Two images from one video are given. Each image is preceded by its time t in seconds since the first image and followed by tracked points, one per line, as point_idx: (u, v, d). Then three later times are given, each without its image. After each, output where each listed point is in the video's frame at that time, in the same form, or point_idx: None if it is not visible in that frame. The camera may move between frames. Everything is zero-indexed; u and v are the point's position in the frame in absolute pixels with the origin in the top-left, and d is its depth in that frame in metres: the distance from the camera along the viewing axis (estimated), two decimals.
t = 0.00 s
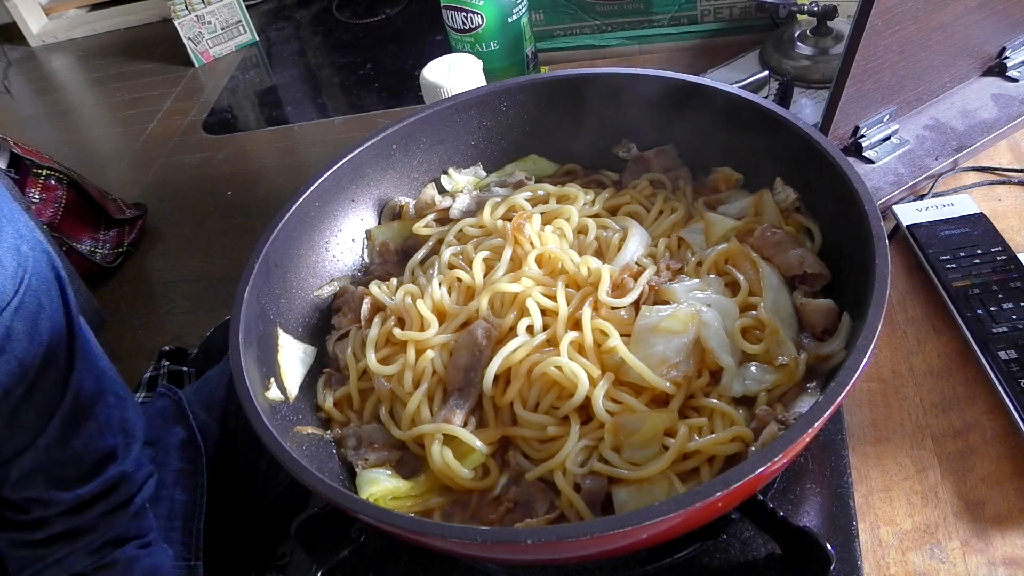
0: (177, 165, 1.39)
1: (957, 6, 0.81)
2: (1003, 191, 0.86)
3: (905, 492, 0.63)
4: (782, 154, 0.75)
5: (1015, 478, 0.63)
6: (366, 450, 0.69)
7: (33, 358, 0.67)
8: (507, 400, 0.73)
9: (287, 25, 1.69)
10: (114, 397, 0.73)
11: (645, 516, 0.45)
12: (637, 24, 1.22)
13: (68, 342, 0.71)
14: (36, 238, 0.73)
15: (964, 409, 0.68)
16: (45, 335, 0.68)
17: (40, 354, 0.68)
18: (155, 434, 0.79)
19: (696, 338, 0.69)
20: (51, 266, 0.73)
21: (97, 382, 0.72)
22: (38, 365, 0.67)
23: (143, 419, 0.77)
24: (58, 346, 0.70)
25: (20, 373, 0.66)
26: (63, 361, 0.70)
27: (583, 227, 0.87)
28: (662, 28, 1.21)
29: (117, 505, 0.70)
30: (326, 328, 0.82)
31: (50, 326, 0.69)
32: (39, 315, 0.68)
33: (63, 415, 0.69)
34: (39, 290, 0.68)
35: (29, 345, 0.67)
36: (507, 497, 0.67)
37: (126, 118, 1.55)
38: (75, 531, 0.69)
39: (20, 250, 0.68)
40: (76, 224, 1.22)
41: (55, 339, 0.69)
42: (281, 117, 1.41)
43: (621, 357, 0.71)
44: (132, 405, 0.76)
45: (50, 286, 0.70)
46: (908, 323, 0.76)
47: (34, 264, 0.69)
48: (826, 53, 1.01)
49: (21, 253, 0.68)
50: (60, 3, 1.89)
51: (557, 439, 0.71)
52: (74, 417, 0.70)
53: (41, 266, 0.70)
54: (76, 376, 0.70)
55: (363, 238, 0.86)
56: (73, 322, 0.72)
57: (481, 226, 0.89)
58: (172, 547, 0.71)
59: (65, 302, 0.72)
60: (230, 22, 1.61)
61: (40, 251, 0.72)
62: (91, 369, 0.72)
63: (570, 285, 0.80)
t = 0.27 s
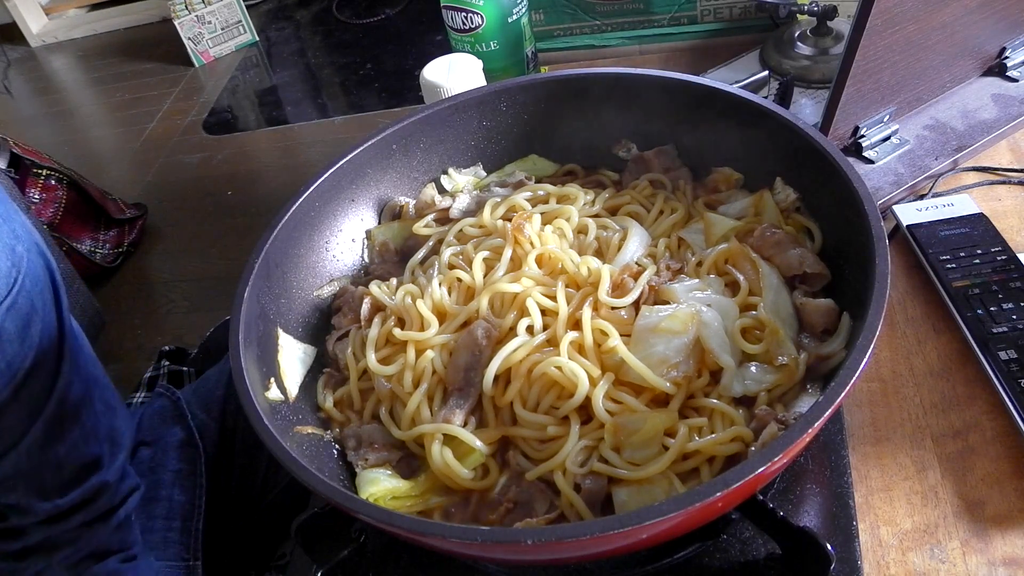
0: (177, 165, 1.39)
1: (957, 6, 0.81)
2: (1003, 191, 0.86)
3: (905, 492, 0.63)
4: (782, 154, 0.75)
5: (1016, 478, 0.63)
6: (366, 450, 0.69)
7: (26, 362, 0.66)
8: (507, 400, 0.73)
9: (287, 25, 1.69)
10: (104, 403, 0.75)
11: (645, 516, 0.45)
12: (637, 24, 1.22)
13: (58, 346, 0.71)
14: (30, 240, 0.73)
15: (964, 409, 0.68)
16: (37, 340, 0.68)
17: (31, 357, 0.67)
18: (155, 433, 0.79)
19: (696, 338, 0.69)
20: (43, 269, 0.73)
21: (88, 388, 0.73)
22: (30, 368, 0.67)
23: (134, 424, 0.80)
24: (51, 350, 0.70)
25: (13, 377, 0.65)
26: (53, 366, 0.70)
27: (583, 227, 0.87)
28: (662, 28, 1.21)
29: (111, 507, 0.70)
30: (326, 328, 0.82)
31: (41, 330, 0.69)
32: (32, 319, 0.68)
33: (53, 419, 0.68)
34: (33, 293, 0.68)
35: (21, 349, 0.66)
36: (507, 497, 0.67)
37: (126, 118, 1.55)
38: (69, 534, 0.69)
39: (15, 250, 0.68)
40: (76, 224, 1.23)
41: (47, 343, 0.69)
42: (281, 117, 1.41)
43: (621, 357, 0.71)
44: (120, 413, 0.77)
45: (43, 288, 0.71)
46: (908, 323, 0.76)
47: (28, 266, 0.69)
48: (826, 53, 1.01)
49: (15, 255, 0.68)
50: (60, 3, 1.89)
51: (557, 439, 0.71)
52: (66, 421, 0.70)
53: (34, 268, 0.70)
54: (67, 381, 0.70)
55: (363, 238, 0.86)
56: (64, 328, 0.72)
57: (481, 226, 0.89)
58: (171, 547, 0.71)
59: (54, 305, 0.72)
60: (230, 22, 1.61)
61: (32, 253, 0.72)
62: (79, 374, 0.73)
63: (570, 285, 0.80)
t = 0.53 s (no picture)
0: (177, 165, 1.39)
1: (957, 6, 0.81)
2: (1003, 191, 0.86)
3: (905, 492, 0.63)
4: (782, 154, 0.75)
5: (1016, 478, 0.63)
6: (366, 450, 0.69)
7: (26, 361, 0.67)
8: (507, 400, 0.73)
9: (287, 25, 1.69)
10: (102, 406, 0.75)
11: (645, 516, 0.45)
12: (637, 24, 1.22)
13: (58, 347, 0.71)
14: (33, 238, 0.73)
15: (964, 409, 0.68)
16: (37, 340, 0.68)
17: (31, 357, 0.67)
18: (157, 432, 0.79)
19: (696, 338, 0.70)
20: (46, 268, 0.73)
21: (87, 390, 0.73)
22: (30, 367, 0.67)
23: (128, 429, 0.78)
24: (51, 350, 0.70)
25: (13, 376, 0.65)
26: (52, 366, 0.70)
27: (583, 227, 0.87)
28: (662, 28, 1.21)
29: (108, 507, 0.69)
30: (326, 328, 0.82)
31: (41, 331, 0.69)
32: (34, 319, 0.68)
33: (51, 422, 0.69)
34: (34, 293, 0.68)
35: (21, 348, 0.66)
36: (507, 497, 0.67)
37: (126, 118, 1.55)
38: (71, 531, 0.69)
39: (17, 249, 0.69)
40: (76, 224, 1.23)
41: (47, 343, 0.70)
42: (281, 117, 1.41)
43: (621, 357, 0.71)
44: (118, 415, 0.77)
45: (44, 288, 0.71)
46: (908, 323, 0.76)
47: (30, 265, 0.70)
48: (826, 53, 1.01)
49: (18, 253, 0.68)
50: (60, 3, 1.89)
51: (557, 439, 0.71)
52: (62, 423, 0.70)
53: (36, 268, 0.71)
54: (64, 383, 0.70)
55: (363, 238, 0.86)
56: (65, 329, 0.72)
57: (481, 226, 0.89)
58: (172, 545, 0.70)
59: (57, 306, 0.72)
60: (230, 22, 1.61)
61: (35, 252, 0.72)
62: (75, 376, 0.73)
63: (570, 285, 0.80)
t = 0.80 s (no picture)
0: (177, 165, 1.39)
1: (958, 6, 0.81)
2: (1004, 191, 0.86)
3: (905, 492, 0.63)
4: (782, 154, 0.75)
5: (1016, 478, 0.63)
6: (366, 450, 0.69)
7: (29, 360, 0.67)
8: (507, 400, 0.73)
9: (287, 25, 1.69)
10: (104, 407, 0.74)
11: (646, 516, 0.45)
12: (637, 24, 1.22)
13: (61, 345, 0.71)
14: (39, 239, 0.74)
15: (964, 409, 0.68)
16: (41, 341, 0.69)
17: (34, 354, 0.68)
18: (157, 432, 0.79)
19: (696, 338, 0.70)
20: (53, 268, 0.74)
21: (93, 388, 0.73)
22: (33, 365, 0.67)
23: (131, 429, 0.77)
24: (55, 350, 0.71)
25: (14, 375, 0.65)
26: (55, 364, 0.70)
27: (583, 227, 0.87)
28: (662, 28, 1.21)
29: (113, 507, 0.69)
30: (326, 328, 0.82)
31: (44, 329, 0.69)
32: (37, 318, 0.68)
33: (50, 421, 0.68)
34: (37, 291, 0.69)
35: (24, 347, 0.67)
36: (507, 497, 0.67)
37: (126, 118, 1.55)
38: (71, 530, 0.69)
39: (20, 249, 0.69)
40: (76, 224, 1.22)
41: (50, 341, 0.70)
42: (281, 117, 1.41)
43: (621, 357, 0.71)
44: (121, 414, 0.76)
45: (48, 286, 0.71)
46: (908, 323, 0.76)
47: (34, 264, 0.70)
48: (826, 53, 1.01)
49: (21, 252, 0.69)
50: (60, 3, 1.89)
51: (557, 439, 0.71)
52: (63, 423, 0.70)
53: (41, 267, 0.71)
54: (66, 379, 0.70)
55: (363, 238, 0.86)
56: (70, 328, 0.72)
57: (481, 226, 0.89)
58: (171, 545, 0.71)
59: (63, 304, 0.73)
60: (230, 22, 1.61)
61: (42, 252, 0.73)
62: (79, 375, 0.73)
63: (570, 285, 0.80)
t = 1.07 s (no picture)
0: (177, 165, 1.39)
1: (957, 6, 0.81)
2: (1003, 191, 0.86)
3: (905, 492, 0.63)
4: (782, 154, 0.75)
5: (1016, 478, 0.63)
6: (366, 450, 0.69)
7: (32, 358, 0.67)
8: (507, 400, 0.73)
9: (287, 25, 1.69)
10: (105, 408, 0.75)
11: (645, 516, 0.45)
12: (637, 24, 1.22)
13: (63, 344, 0.71)
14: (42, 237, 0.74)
15: (965, 409, 0.68)
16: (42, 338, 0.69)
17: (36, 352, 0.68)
18: (157, 433, 0.79)
19: (696, 338, 0.70)
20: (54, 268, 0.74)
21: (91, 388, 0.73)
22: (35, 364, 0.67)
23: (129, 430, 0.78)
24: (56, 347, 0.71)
25: (16, 373, 0.65)
26: (58, 362, 0.70)
27: (583, 227, 0.87)
28: (662, 28, 1.21)
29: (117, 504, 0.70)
30: (326, 328, 0.82)
31: (46, 328, 0.69)
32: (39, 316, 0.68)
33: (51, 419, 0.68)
34: (39, 290, 0.69)
35: (26, 345, 0.67)
36: (506, 497, 0.67)
37: (126, 118, 1.55)
38: (72, 532, 0.68)
39: (23, 245, 0.69)
40: (76, 224, 1.23)
41: (53, 340, 0.70)
42: (281, 117, 1.41)
43: (621, 357, 0.71)
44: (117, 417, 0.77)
45: (51, 284, 0.71)
46: (908, 323, 0.76)
47: (36, 262, 0.70)
48: (825, 53, 1.01)
49: (23, 248, 0.69)
50: (60, 3, 1.89)
51: (557, 439, 0.71)
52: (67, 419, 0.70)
53: (43, 265, 0.71)
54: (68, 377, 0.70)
55: (363, 238, 0.87)
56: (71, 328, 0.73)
57: (481, 226, 0.89)
58: (171, 546, 0.71)
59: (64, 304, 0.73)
60: (230, 22, 1.61)
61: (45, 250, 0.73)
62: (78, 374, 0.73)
63: (570, 285, 0.80)
